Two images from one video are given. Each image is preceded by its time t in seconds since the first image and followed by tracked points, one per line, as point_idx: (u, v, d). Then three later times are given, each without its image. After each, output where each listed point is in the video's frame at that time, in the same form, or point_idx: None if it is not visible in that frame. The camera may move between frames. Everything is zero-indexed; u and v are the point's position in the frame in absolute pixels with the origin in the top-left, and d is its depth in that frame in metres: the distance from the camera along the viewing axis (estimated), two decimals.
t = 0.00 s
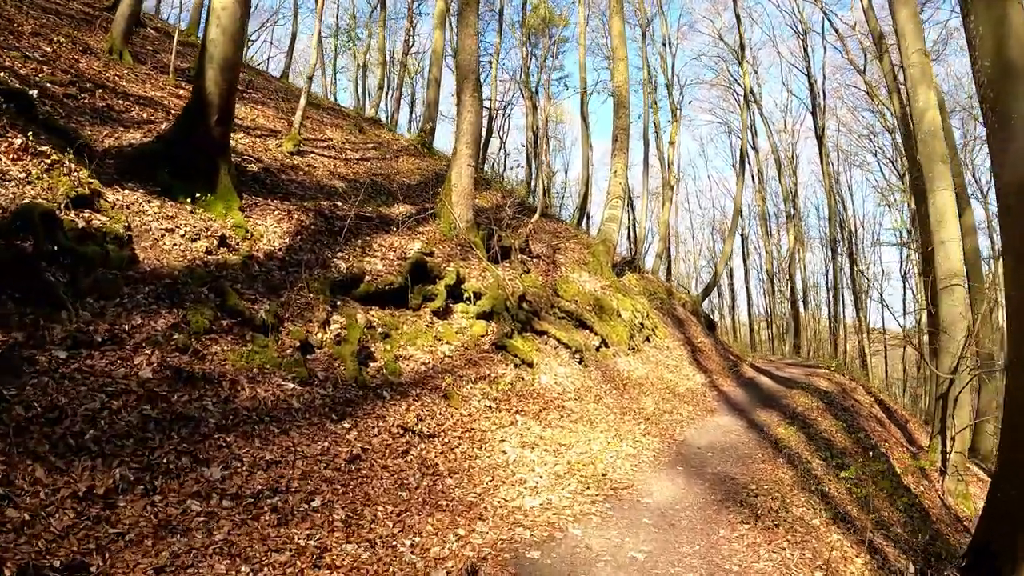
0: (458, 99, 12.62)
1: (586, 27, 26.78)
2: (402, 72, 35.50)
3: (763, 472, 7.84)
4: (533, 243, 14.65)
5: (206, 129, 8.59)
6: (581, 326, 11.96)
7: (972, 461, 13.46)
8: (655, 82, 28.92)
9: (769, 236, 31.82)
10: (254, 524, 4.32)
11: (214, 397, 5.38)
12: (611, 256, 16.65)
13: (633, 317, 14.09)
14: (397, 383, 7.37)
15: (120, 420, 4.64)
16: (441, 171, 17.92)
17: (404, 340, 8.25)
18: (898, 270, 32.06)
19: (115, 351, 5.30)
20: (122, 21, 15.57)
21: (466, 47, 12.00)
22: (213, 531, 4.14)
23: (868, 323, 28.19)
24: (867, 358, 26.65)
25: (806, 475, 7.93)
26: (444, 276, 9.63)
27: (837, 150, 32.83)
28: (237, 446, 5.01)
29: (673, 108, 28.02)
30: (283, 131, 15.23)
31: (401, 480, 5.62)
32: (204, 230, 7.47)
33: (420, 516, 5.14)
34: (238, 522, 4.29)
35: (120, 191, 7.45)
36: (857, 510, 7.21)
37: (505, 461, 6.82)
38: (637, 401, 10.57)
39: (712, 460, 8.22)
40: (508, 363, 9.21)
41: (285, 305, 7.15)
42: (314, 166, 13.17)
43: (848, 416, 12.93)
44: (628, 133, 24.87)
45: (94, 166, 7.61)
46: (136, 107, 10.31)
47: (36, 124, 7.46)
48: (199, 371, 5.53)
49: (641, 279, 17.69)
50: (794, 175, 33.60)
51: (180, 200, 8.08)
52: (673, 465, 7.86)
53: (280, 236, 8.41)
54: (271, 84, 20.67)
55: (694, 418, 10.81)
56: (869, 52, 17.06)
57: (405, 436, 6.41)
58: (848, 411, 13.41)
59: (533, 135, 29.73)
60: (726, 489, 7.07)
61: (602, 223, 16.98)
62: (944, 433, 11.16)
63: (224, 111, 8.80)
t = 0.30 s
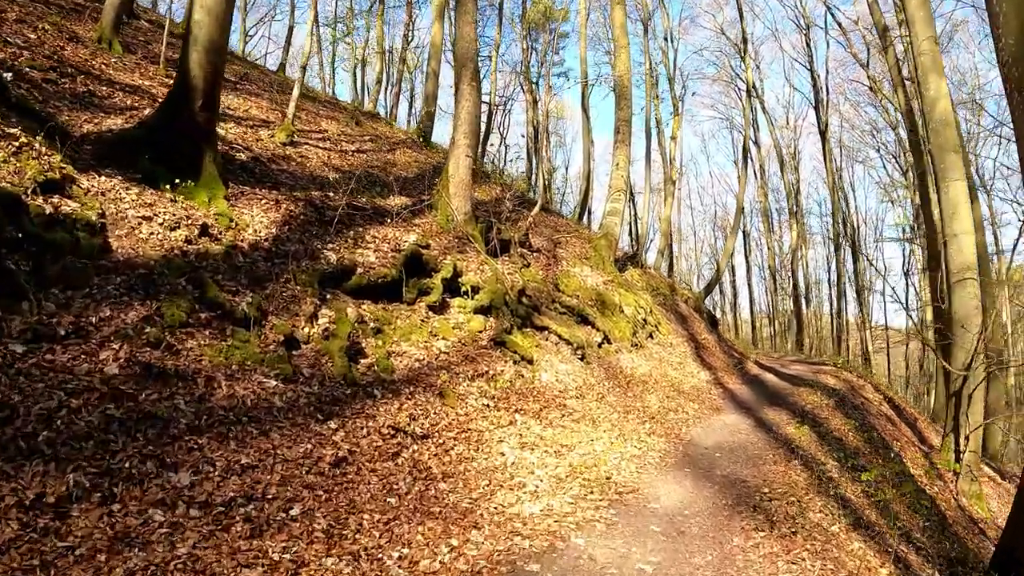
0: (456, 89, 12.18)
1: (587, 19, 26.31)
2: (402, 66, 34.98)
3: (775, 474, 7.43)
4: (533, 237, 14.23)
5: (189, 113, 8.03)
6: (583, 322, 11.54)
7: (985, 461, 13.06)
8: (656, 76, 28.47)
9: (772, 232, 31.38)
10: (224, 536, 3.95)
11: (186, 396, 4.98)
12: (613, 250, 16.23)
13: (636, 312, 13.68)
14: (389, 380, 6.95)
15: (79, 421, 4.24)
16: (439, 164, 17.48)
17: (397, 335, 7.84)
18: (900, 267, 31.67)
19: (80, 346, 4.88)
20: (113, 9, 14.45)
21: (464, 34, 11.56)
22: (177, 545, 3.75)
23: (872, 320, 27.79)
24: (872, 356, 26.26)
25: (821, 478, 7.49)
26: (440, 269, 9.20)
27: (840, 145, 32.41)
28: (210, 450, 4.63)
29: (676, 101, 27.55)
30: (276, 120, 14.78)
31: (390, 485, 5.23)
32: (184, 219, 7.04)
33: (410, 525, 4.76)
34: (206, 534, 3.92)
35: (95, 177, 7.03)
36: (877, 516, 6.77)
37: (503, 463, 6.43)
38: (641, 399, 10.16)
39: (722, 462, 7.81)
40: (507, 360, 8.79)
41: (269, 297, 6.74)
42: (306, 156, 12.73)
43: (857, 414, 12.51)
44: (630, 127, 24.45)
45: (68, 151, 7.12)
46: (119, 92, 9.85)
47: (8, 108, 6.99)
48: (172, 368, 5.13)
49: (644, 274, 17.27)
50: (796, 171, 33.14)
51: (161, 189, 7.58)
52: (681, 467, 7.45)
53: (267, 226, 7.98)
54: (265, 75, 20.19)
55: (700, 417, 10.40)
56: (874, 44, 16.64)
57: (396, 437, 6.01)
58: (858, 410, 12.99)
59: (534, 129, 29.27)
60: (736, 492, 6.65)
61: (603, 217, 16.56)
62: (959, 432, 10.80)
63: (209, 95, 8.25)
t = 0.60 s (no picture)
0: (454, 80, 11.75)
1: (591, 12, 25.85)
2: (404, 62, 34.59)
3: (790, 483, 7.00)
4: (535, 233, 13.81)
5: (171, 102, 7.60)
6: (586, 321, 11.12)
7: (1003, 466, 12.58)
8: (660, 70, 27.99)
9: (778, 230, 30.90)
10: (187, 561, 3.57)
11: (154, 403, 4.62)
12: (617, 247, 15.79)
13: (641, 311, 13.25)
14: (382, 383, 6.55)
15: (30, 432, 3.87)
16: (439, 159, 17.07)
17: (391, 335, 7.44)
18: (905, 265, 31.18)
19: (39, 348, 4.52)
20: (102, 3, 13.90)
21: (463, 23, 11.14)
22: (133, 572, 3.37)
23: (877, 319, 27.31)
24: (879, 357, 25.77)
25: (839, 487, 7.06)
26: (437, 265, 8.78)
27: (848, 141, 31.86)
28: (178, 462, 4.27)
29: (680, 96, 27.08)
30: (271, 114, 14.39)
31: (377, 498, 4.84)
32: (164, 212, 6.66)
33: (397, 544, 4.38)
34: (166, 558, 3.54)
35: (69, 169, 6.67)
36: (899, 530, 6.34)
37: (502, 472, 6.03)
38: (647, 401, 9.74)
39: (733, 469, 7.39)
40: (507, 361, 8.37)
41: (253, 296, 6.35)
42: (301, 149, 12.34)
43: (870, 417, 12.07)
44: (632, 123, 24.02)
45: (40, 140, 6.75)
46: (102, 83, 9.47)
47: None
48: (140, 373, 4.77)
49: (648, 272, 16.84)
50: (801, 169, 32.62)
51: (140, 181, 7.19)
52: (689, 475, 7.03)
53: (254, 219, 7.58)
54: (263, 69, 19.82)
55: (709, 420, 9.97)
56: (882, 36, 16.19)
57: (387, 445, 5.62)
58: (870, 412, 12.53)
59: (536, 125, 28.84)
60: (750, 503, 6.24)
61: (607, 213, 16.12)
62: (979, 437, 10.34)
63: (193, 85, 7.88)
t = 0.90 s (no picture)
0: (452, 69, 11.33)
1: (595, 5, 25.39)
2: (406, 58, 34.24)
3: (803, 491, 6.57)
4: (536, 229, 13.40)
5: (151, 86, 7.11)
6: (589, 319, 10.69)
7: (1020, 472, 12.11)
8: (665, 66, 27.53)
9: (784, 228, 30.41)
10: None
11: (112, 404, 4.25)
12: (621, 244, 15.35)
13: (645, 309, 12.82)
14: (369, 383, 6.14)
15: None
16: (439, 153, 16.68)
17: (381, 333, 7.04)
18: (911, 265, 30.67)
19: None
20: None
21: (462, 11, 10.70)
22: None
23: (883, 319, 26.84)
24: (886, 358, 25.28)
25: (857, 496, 6.62)
26: (432, 260, 8.37)
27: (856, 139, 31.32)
28: (134, 469, 3.89)
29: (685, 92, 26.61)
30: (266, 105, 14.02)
31: (356, 509, 4.45)
32: (137, 201, 6.29)
33: (376, 562, 4.00)
34: None
35: (38, 154, 6.31)
36: (922, 545, 5.90)
37: (496, 479, 5.62)
38: (652, 403, 9.31)
39: (743, 476, 6.96)
40: (505, 361, 7.95)
41: (231, 290, 5.97)
42: (295, 141, 11.96)
43: (883, 420, 11.62)
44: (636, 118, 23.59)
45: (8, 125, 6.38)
46: (84, 69, 9.11)
47: None
48: (99, 371, 4.41)
49: (653, 270, 16.40)
50: (807, 168, 32.16)
51: (116, 170, 6.79)
52: (697, 482, 6.61)
53: (237, 210, 7.19)
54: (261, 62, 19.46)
55: (716, 423, 9.54)
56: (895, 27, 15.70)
57: (372, 450, 5.22)
58: (882, 414, 12.09)
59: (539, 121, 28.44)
60: (762, 513, 5.82)
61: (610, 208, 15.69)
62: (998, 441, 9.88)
63: (175, 65, 7.29)
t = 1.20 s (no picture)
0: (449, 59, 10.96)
1: None
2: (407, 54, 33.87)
3: (815, 502, 6.19)
4: (536, 225, 13.03)
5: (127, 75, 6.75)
6: (590, 318, 10.31)
7: None
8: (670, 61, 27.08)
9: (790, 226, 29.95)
10: None
11: (65, 411, 3.91)
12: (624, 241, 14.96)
13: (648, 308, 12.43)
14: (355, 386, 5.78)
15: None
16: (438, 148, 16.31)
17: (369, 333, 6.68)
18: (918, 264, 30.17)
19: None
20: None
21: None
22: None
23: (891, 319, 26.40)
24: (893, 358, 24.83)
25: (872, 508, 6.23)
26: (425, 257, 8.00)
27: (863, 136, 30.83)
28: (84, 482, 3.53)
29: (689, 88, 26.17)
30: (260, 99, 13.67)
31: (332, 525, 4.09)
32: (108, 193, 5.97)
33: None
34: None
35: (5, 144, 5.98)
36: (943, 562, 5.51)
37: (487, 489, 5.26)
38: (655, 406, 8.92)
39: (751, 485, 6.58)
40: (501, 363, 7.57)
41: (206, 287, 5.63)
42: (287, 135, 11.62)
43: (894, 423, 11.22)
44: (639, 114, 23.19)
45: None
46: (64, 59, 8.79)
47: None
48: (52, 374, 4.07)
49: (656, 268, 15.99)
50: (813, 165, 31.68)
51: (86, 160, 6.42)
52: (702, 492, 6.22)
53: (218, 203, 6.84)
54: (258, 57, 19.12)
55: (722, 427, 9.15)
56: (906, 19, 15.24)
57: (353, 458, 4.86)
58: (894, 418, 11.69)
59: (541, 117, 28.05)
60: (772, 527, 5.44)
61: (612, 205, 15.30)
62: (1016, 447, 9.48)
63: (156, 54, 6.94)
